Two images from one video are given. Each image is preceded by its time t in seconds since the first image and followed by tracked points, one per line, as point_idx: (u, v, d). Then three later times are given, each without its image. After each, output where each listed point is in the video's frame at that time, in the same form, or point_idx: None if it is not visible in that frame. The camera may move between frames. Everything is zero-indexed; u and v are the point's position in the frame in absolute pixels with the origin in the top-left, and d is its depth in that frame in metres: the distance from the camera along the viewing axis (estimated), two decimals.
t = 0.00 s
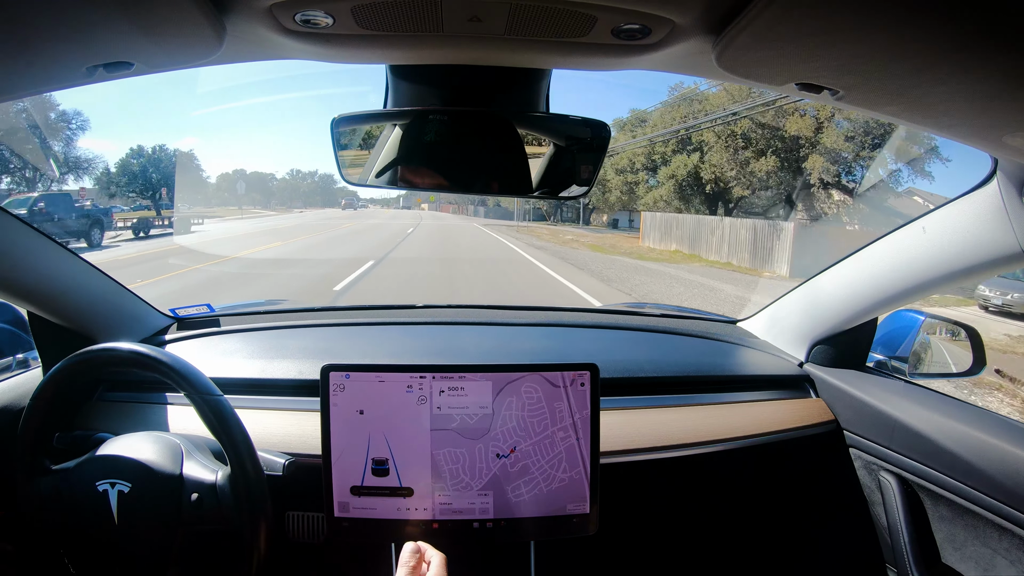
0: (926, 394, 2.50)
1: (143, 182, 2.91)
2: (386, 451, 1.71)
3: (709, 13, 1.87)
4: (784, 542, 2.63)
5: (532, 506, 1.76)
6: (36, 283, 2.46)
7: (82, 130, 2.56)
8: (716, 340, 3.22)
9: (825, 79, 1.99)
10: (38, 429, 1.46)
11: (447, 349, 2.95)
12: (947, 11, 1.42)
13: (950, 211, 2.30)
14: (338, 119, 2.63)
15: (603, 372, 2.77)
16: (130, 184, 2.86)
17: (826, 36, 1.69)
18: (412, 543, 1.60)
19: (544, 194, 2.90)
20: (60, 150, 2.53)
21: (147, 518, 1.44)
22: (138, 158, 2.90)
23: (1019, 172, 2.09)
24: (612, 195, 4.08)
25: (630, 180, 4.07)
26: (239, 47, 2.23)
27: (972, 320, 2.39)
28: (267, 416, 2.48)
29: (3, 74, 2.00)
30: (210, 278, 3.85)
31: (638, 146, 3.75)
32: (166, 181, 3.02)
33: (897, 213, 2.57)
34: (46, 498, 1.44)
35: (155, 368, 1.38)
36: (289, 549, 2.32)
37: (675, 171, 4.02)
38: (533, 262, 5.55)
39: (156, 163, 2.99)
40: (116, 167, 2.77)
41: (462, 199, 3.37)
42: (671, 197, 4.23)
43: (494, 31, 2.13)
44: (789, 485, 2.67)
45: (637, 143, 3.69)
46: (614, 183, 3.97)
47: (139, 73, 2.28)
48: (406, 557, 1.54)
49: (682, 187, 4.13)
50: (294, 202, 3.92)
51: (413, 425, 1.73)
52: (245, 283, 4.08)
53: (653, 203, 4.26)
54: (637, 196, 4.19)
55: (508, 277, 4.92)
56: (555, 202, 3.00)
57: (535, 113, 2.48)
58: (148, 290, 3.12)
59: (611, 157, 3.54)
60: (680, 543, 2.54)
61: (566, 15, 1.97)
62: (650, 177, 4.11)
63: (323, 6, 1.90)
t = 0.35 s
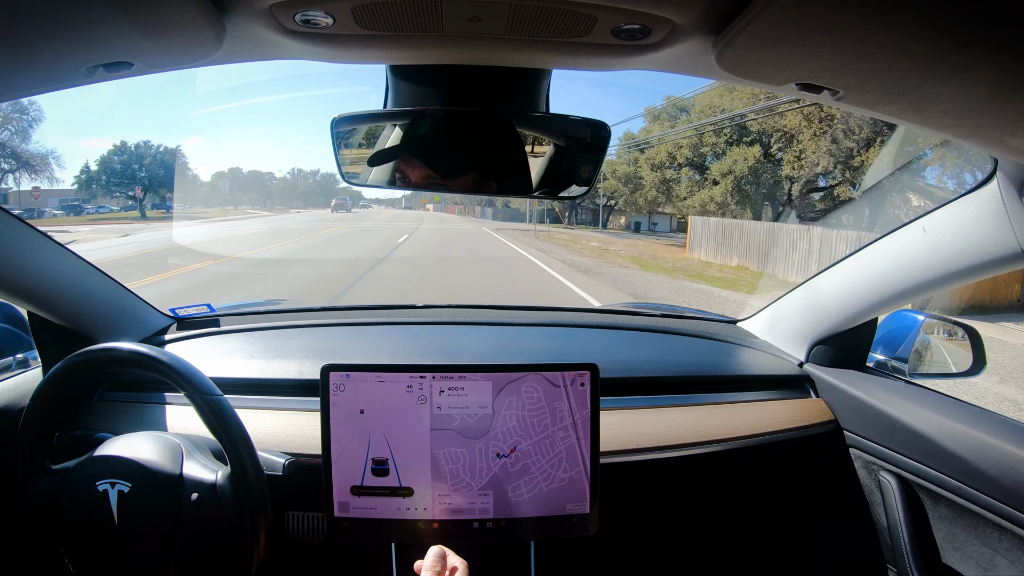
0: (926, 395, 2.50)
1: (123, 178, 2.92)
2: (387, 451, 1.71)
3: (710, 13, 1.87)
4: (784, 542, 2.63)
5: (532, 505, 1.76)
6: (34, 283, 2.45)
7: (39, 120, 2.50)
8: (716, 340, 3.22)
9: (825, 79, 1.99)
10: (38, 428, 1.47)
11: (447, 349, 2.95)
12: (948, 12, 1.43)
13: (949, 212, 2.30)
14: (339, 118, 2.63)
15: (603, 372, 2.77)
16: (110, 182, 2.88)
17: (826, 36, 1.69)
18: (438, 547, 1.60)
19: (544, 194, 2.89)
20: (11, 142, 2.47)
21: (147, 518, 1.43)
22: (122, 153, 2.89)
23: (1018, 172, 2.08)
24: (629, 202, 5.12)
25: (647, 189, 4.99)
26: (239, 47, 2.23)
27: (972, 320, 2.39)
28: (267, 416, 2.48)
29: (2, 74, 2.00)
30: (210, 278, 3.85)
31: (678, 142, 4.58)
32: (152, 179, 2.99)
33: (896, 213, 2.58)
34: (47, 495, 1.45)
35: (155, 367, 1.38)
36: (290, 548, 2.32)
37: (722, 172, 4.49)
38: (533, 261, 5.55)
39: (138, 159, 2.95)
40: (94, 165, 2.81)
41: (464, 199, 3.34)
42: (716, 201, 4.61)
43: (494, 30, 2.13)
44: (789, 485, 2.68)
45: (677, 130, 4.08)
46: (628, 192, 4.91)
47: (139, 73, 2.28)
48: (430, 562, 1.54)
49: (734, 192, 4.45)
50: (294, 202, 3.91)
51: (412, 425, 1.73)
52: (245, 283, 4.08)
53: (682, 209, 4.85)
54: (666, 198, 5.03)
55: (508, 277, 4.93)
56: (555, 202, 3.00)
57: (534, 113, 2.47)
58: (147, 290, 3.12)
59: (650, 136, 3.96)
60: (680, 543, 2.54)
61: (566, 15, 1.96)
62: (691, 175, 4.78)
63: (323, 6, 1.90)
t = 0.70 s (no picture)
0: (926, 394, 2.50)
1: (106, 178, 2.80)
2: (387, 451, 1.71)
3: (709, 12, 1.87)
4: (784, 542, 2.63)
5: (532, 506, 1.76)
6: (34, 284, 2.46)
7: None
8: (716, 340, 3.22)
9: (825, 79, 1.99)
10: (38, 428, 1.47)
11: (447, 349, 2.96)
12: (948, 12, 1.43)
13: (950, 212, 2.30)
14: (339, 119, 2.63)
15: (603, 372, 2.77)
16: (95, 184, 2.76)
17: (826, 36, 1.69)
18: (438, 550, 1.60)
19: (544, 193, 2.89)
20: None
21: (148, 518, 1.43)
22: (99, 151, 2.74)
23: (1018, 172, 2.08)
24: (668, 200, 4.51)
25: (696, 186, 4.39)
26: (239, 47, 2.23)
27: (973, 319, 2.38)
28: (267, 416, 2.48)
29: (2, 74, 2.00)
30: (210, 278, 3.85)
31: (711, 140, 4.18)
32: (136, 177, 2.92)
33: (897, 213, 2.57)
34: (48, 496, 1.45)
35: (155, 368, 1.38)
36: (290, 548, 2.32)
37: (807, 158, 3.56)
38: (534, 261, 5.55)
39: (118, 157, 2.82)
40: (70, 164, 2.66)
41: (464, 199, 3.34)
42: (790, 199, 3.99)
43: (494, 30, 2.13)
44: (789, 485, 2.68)
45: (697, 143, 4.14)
46: (668, 187, 4.41)
47: (139, 73, 2.28)
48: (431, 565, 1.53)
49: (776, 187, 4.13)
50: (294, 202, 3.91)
51: (413, 425, 1.73)
52: (245, 283, 4.08)
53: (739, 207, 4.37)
54: (716, 204, 4.52)
55: (508, 277, 4.93)
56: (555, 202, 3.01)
57: (534, 113, 2.49)
58: (147, 290, 3.12)
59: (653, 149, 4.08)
60: (680, 543, 2.54)
61: (566, 15, 1.96)
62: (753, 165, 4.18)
63: (323, 6, 1.90)
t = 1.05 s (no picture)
0: (926, 394, 2.50)
1: (80, 175, 2.64)
2: (386, 451, 1.71)
3: (709, 13, 1.87)
4: (784, 542, 2.63)
5: (532, 505, 1.76)
6: (33, 284, 2.45)
7: None
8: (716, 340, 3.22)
9: (825, 79, 1.99)
10: (38, 428, 1.47)
11: (448, 349, 2.96)
12: (948, 12, 1.43)
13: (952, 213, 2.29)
14: (339, 118, 2.63)
15: (603, 372, 2.77)
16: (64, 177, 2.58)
17: (825, 36, 1.69)
18: (440, 550, 1.59)
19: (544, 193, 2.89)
20: None
21: (148, 518, 1.43)
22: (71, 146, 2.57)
23: (1018, 172, 2.08)
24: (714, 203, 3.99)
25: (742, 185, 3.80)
26: (239, 46, 2.23)
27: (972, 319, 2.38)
28: (268, 416, 2.48)
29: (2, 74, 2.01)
30: (211, 278, 3.86)
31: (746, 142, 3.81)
32: (114, 176, 2.76)
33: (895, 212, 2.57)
34: (47, 496, 1.45)
35: (155, 368, 1.38)
36: (290, 547, 2.32)
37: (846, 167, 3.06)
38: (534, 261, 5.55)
39: (92, 154, 2.66)
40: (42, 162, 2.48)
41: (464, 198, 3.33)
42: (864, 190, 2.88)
43: (494, 30, 2.13)
44: (789, 485, 2.68)
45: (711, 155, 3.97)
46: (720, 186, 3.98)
47: (139, 73, 2.28)
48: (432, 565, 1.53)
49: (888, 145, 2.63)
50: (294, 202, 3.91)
51: (412, 425, 1.73)
52: (245, 283, 4.08)
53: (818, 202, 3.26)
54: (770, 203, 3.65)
55: (508, 277, 4.94)
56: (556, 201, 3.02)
57: (534, 113, 2.51)
58: (148, 290, 3.13)
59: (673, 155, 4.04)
60: (680, 542, 2.54)
61: (566, 15, 1.96)
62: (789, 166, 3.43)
63: (322, 6, 1.90)
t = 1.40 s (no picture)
0: (926, 395, 2.50)
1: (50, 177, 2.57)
2: (386, 451, 1.71)
3: (709, 13, 1.87)
4: (784, 542, 2.63)
5: (532, 505, 1.76)
6: (34, 284, 2.46)
7: None
8: (716, 340, 3.22)
9: (825, 79, 1.99)
10: (38, 428, 1.47)
11: (448, 349, 2.96)
12: (948, 12, 1.43)
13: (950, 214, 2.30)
14: (339, 119, 2.63)
15: (603, 372, 2.77)
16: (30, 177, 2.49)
17: (825, 36, 1.69)
18: (441, 550, 1.58)
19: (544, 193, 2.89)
20: None
21: (147, 518, 1.43)
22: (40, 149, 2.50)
23: (1019, 172, 2.08)
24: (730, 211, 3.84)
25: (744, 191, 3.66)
26: (238, 46, 2.23)
27: (972, 319, 2.37)
28: (268, 416, 2.48)
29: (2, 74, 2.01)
30: (211, 278, 3.86)
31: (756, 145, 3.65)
32: (81, 176, 2.71)
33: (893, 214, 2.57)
34: (47, 496, 1.45)
35: (155, 368, 1.38)
36: (291, 547, 2.32)
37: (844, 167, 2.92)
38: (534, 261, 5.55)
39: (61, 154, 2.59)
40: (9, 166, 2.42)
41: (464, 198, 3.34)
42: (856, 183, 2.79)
43: (494, 30, 2.13)
44: (789, 485, 2.68)
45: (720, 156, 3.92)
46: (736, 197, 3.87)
47: (139, 72, 2.28)
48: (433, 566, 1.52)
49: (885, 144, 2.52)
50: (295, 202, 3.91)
51: (412, 425, 1.73)
52: (245, 283, 4.08)
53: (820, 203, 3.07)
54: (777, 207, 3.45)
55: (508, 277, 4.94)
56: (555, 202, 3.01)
57: (534, 113, 2.52)
58: (148, 290, 3.13)
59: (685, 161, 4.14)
60: (680, 542, 2.54)
61: (566, 15, 1.96)
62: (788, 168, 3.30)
63: (322, 6, 1.90)
